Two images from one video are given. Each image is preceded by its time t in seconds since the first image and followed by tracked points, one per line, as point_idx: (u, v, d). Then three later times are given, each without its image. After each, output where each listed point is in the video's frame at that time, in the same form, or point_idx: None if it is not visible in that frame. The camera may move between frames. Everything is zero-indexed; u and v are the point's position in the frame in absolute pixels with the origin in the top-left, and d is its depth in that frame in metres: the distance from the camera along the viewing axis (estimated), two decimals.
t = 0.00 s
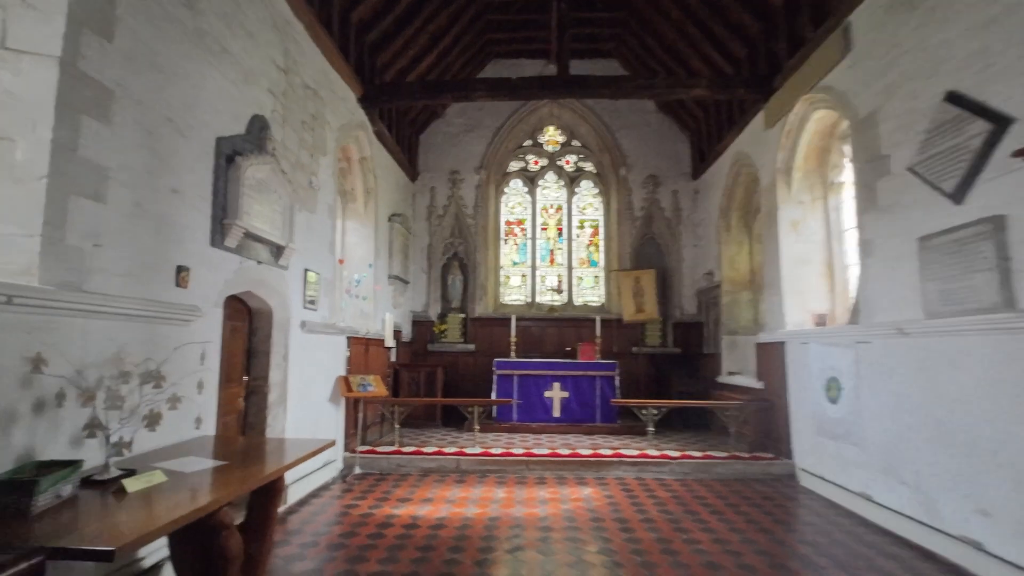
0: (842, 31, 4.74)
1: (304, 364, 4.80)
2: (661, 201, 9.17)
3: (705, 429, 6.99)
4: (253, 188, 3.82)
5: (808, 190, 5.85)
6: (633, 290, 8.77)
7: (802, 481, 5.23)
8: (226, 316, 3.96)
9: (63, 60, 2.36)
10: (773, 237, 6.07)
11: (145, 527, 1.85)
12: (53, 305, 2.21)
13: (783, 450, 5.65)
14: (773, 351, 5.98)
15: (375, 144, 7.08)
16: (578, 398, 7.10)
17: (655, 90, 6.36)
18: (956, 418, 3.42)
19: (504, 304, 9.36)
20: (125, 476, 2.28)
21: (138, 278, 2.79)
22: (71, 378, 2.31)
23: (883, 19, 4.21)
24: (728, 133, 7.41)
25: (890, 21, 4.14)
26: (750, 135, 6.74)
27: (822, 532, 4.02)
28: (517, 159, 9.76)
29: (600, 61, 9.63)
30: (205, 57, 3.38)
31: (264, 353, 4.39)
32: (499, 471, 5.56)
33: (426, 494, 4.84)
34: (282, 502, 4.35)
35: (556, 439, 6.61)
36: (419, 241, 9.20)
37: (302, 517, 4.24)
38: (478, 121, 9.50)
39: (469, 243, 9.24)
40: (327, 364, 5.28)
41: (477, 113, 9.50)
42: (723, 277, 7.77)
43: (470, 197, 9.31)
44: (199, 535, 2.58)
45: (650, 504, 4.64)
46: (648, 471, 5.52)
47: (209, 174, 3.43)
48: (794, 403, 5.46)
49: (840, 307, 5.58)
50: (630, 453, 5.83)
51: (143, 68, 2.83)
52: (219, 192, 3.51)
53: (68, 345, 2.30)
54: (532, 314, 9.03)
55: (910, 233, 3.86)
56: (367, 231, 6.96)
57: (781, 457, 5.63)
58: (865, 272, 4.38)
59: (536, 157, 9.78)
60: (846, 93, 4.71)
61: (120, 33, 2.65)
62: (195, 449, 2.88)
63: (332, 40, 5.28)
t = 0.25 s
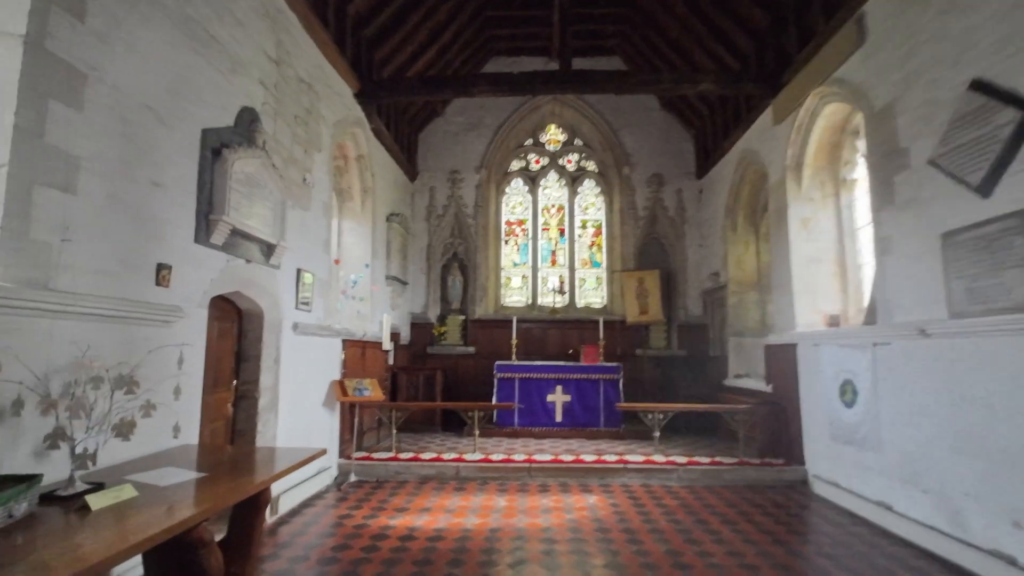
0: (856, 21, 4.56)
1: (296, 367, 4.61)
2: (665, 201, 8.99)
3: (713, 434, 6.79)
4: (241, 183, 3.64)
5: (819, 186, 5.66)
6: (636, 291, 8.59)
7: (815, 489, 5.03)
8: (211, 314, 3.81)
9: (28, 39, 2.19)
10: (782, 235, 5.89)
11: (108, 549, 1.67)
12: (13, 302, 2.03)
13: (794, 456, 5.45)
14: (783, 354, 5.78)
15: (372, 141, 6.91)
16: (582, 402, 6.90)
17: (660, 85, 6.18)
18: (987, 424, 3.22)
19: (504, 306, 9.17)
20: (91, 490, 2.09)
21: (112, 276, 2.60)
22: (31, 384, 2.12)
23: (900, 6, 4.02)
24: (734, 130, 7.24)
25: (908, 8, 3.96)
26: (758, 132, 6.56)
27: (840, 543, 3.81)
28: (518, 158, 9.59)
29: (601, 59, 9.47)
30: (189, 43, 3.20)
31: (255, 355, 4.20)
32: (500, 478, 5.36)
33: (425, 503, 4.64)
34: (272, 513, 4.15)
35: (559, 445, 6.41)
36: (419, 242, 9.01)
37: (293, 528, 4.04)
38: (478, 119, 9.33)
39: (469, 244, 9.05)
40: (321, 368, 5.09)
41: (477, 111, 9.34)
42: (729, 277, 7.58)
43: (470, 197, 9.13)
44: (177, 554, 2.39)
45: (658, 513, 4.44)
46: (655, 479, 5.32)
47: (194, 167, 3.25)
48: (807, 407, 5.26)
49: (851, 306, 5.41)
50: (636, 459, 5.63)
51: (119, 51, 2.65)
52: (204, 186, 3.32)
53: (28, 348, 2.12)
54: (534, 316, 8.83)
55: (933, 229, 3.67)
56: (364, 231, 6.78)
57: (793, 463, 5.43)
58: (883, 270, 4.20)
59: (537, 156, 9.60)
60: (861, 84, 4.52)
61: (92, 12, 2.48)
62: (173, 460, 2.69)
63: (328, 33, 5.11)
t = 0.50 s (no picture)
0: (869, 9, 4.37)
1: (285, 371, 4.41)
2: (668, 199, 8.80)
3: (718, 439, 6.58)
4: (224, 178, 3.45)
5: (829, 183, 5.47)
6: (639, 292, 8.40)
7: (827, 497, 4.82)
8: (193, 314, 3.65)
9: None
10: (790, 233, 5.71)
11: None
12: None
13: (804, 463, 5.24)
14: (791, 356, 5.59)
15: (368, 138, 6.73)
16: (583, 406, 6.70)
17: (663, 79, 6.00)
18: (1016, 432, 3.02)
19: (504, 307, 8.98)
20: (40, 511, 1.90)
21: (77, 275, 2.41)
22: None
23: None
24: (739, 126, 7.05)
25: None
26: (764, 127, 6.37)
27: (857, 556, 3.61)
28: (518, 156, 9.41)
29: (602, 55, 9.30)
30: (166, 28, 3.01)
31: (241, 359, 4.01)
32: (499, 485, 5.16)
33: (419, 513, 4.44)
34: (259, 525, 3.96)
35: (560, 450, 6.20)
36: (416, 242, 8.83)
37: (281, 540, 3.85)
38: (477, 117, 9.15)
39: (468, 244, 8.86)
40: (312, 372, 4.90)
41: (476, 109, 9.16)
42: (734, 278, 7.38)
43: (468, 196, 8.95)
44: None
45: (664, 523, 4.24)
46: (659, 486, 5.11)
47: (171, 160, 3.06)
48: (817, 410, 5.06)
49: (863, 306, 5.21)
50: (639, 466, 5.42)
51: (87, 33, 2.47)
52: (183, 180, 3.14)
53: None
54: (534, 318, 8.64)
55: (955, 224, 3.47)
56: (359, 230, 6.61)
57: (803, 470, 5.22)
58: (899, 269, 4.00)
59: (537, 154, 9.42)
60: (874, 75, 4.33)
61: None
62: (140, 474, 2.48)
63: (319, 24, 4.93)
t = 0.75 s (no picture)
0: None
1: (278, 374, 4.27)
2: (671, 198, 8.66)
3: (725, 443, 6.43)
4: (213, 174, 3.32)
5: (838, 179, 5.33)
6: (642, 293, 8.24)
7: (838, 503, 4.67)
8: (182, 315, 3.53)
9: None
10: (798, 231, 5.57)
11: None
12: None
13: (814, 468, 5.09)
14: (799, 358, 5.44)
15: (366, 135, 6.61)
16: (586, 409, 6.56)
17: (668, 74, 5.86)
18: None
19: (505, 308, 8.84)
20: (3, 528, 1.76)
21: (54, 274, 2.28)
22: None
23: None
24: (745, 123, 6.91)
25: None
26: (771, 123, 6.23)
27: (873, 566, 3.46)
28: (519, 155, 9.28)
29: (604, 52, 9.17)
30: (151, 17, 2.88)
31: (232, 362, 3.88)
32: (499, 491, 5.02)
33: (418, 521, 4.30)
34: (251, 533, 3.83)
35: (562, 454, 6.06)
36: (416, 242, 8.70)
37: (274, 549, 3.71)
38: (477, 115, 9.01)
39: (468, 244, 8.72)
40: (307, 375, 4.77)
41: (476, 107, 9.02)
42: (740, 278, 7.24)
43: (469, 195, 8.82)
44: None
45: (670, 531, 4.10)
46: (665, 492, 4.97)
47: (156, 154, 2.93)
48: (828, 413, 4.91)
49: (875, 309, 5.04)
50: (644, 470, 5.28)
51: (64, 19, 2.34)
52: (169, 176, 3.01)
53: None
54: (536, 319, 8.50)
55: (975, 220, 3.33)
56: (357, 229, 6.48)
57: (813, 476, 5.07)
58: (914, 267, 3.86)
59: (538, 153, 9.29)
60: (887, 67, 4.18)
61: None
62: (119, 485, 2.35)
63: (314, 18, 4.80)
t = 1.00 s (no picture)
0: None
1: (274, 375, 4.15)
2: (675, 196, 8.53)
3: (731, 445, 6.30)
4: (204, 167, 3.20)
5: (847, 174, 5.21)
6: (646, 292, 8.07)
7: (850, 508, 4.53)
8: (172, 313, 3.42)
9: None
10: (806, 228, 5.44)
11: None
12: None
13: (825, 471, 4.95)
14: (807, 357, 5.31)
15: (365, 132, 6.50)
16: (589, 410, 6.42)
17: (672, 68, 5.74)
18: None
19: (507, 308, 8.72)
20: None
21: (31, 268, 2.16)
22: None
23: None
24: (750, 118, 6.78)
25: None
26: (778, 118, 6.10)
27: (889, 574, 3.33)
28: (520, 152, 9.17)
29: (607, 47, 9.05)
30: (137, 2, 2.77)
31: (225, 362, 3.77)
32: (501, 495, 4.90)
33: (417, 526, 4.18)
34: (244, 539, 3.71)
35: (565, 457, 5.93)
36: (416, 241, 8.58)
37: (268, 555, 3.59)
38: (478, 112, 8.90)
39: (469, 243, 8.60)
40: (304, 375, 4.65)
41: (477, 104, 8.91)
42: (746, 276, 7.11)
43: (470, 193, 8.69)
44: None
45: (677, 536, 3.97)
46: (671, 496, 4.83)
47: (143, 145, 2.81)
48: (838, 415, 4.78)
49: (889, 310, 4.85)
50: (649, 473, 5.14)
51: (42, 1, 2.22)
52: (157, 169, 2.89)
53: None
54: (538, 318, 8.37)
55: (996, 214, 3.20)
56: (355, 227, 6.37)
57: (823, 479, 4.93)
58: (930, 263, 3.72)
59: (540, 150, 9.17)
60: (900, 57, 4.05)
61: None
62: (100, 492, 2.23)
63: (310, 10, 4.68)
